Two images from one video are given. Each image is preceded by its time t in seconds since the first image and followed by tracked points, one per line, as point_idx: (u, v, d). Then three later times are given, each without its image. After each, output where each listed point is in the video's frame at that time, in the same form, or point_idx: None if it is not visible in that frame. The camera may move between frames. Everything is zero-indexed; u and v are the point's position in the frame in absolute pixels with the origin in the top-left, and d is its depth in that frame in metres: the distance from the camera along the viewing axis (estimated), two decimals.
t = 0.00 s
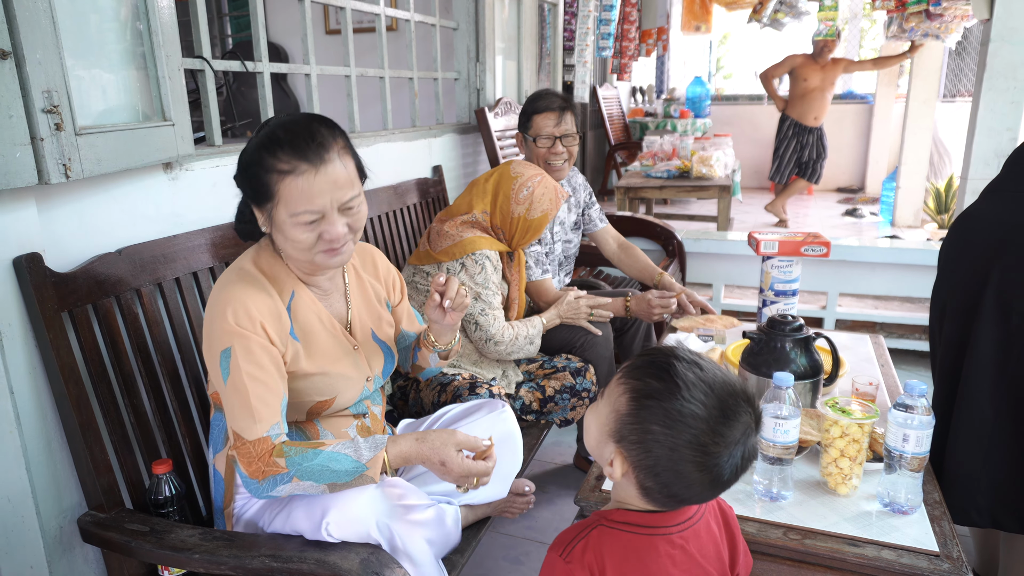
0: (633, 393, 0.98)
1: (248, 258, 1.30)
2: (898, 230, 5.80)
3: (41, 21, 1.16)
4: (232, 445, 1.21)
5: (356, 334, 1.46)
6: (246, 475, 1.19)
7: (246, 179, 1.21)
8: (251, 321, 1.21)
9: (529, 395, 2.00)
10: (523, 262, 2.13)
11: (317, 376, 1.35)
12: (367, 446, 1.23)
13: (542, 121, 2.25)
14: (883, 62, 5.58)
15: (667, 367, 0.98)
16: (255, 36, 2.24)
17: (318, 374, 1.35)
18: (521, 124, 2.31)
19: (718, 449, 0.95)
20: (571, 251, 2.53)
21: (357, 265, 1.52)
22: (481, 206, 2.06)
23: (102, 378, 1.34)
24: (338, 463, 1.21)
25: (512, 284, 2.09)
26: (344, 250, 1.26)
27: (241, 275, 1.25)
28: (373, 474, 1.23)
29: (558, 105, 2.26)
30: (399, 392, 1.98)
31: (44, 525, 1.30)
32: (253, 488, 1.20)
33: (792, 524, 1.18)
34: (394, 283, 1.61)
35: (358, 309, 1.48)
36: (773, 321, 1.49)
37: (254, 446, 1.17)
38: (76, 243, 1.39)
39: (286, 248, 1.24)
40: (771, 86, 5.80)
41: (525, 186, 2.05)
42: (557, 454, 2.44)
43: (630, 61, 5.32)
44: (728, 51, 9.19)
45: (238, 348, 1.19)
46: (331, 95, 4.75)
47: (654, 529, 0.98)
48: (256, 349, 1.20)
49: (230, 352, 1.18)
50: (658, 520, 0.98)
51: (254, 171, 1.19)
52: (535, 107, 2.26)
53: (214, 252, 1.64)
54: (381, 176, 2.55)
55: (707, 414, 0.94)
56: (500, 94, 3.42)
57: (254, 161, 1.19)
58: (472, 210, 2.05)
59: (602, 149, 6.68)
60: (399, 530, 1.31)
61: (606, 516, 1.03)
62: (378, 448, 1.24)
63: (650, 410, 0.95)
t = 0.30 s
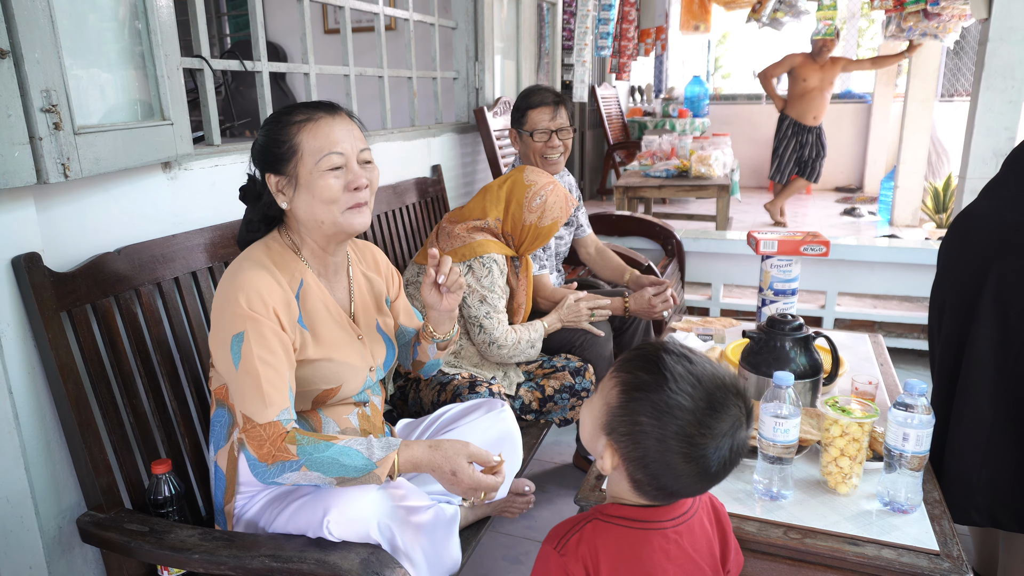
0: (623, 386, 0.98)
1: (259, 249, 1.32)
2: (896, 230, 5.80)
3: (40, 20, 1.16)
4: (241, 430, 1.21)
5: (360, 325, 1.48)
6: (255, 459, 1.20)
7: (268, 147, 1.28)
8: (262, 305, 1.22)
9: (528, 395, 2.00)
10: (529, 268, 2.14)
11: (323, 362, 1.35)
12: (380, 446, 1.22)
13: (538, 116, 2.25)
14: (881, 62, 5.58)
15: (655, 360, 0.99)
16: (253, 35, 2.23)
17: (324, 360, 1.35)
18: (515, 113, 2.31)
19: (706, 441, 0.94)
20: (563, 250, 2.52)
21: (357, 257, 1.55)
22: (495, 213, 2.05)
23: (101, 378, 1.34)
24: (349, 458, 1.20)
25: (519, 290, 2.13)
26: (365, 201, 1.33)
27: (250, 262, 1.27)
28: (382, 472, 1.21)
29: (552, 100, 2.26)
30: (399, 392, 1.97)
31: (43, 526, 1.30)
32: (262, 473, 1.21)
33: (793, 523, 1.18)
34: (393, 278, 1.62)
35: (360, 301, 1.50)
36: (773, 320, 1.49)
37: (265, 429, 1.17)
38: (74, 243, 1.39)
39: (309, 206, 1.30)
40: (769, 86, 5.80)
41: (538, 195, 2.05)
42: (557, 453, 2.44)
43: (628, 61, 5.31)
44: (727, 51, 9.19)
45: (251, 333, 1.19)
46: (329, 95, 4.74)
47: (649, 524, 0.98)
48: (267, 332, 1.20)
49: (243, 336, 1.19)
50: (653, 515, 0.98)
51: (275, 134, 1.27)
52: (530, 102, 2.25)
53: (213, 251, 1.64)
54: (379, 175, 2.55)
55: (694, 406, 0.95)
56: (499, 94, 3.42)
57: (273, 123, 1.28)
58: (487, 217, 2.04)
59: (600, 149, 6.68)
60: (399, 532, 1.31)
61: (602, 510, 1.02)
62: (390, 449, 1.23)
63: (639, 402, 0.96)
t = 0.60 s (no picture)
0: (615, 387, 0.99)
1: (255, 237, 1.33)
2: (896, 229, 5.80)
3: (39, 20, 1.16)
4: (247, 412, 1.21)
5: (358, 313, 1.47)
6: (263, 441, 1.20)
7: (268, 139, 1.28)
8: (260, 290, 1.23)
9: (528, 395, 1.99)
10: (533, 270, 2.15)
11: (322, 346, 1.35)
12: (388, 451, 1.22)
13: (536, 114, 2.24)
14: (881, 62, 5.58)
15: (649, 362, 0.98)
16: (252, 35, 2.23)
17: (323, 346, 1.36)
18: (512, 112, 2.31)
19: (697, 442, 0.94)
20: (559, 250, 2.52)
21: (350, 248, 1.55)
22: (502, 215, 2.04)
23: (100, 378, 1.33)
24: (356, 455, 1.20)
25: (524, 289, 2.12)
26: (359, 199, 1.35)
27: (246, 252, 1.28)
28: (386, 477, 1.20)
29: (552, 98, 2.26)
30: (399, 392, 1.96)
31: (42, 526, 1.29)
32: (268, 455, 1.21)
33: (793, 523, 1.18)
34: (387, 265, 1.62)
35: (358, 290, 1.50)
36: (773, 320, 1.48)
37: (273, 412, 1.18)
38: (74, 243, 1.38)
39: (306, 201, 1.31)
40: (769, 86, 5.80)
41: (545, 198, 2.05)
42: (557, 453, 2.43)
43: (628, 61, 5.32)
44: (726, 50, 9.17)
45: (253, 317, 1.20)
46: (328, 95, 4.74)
47: (643, 525, 0.97)
48: (268, 316, 1.21)
49: (244, 322, 1.19)
50: (647, 517, 0.98)
51: (277, 128, 1.27)
52: (529, 100, 2.25)
53: (213, 251, 1.64)
54: (379, 175, 2.55)
55: (686, 407, 0.95)
56: (498, 93, 3.42)
57: (276, 116, 1.27)
58: (494, 219, 2.04)
59: (600, 149, 6.67)
60: (399, 532, 1.30)
61: (596, 512, 1.01)
62: (398, 455, 1.23)
63: (631, 403, 0.96)
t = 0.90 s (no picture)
0: (597, 379, 0.99)
1: (239, 241, 1.32)
2: (895, 229, 5.80)
3: (34, 19, 1.15)
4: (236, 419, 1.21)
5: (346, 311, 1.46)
6: (252, 443, 1.20)
7: (267, 136, 1.28)
8: (244, 294, 1.23)
9: (526, 395, 1.98)
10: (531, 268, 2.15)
11: (308, 347, 1.35)
12: (378, 452, 1.21)
13: (536, 120, 2.24)
14: (879, 61, 5.58)
15: (627, 352, 0.99)
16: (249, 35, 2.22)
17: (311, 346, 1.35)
18: (512, 119, 2.30)
19: (679, 425, 0.94)
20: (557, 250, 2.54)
21: (336, 249, 1.54)
22: (499, 214, 2.03)
23: (96, 379, 1.33)
24: (344, 457, 1.19)
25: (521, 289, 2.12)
26: (348, 210, 1.34)
27: (230, 255, 1.27)
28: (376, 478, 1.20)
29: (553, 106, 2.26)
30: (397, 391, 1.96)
31: (38, 528, 1.29)
32: (259, 458, 1.20)
33: (791, 523, 1.18)
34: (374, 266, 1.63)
35: (344, 291, 1.49)
36: (770, 319, 1.48)
37: (260, 415, 1.18)
38: (70, 243, 1.38)
39: (295, 206, 1.30)
40: (767, 86, 5.81)
41: (542, 196, 2.04)
42: (555, 454, 2.43)
43: (626, 60, 5.31)
44: (724, 50, 9.18)
45: (237, 321, 1.20)
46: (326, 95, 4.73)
47: (632, 522, 0.97)
48: (253, 320, 1.21)
49: (229, 325, 1.19)
50: (636, 514, 0.97)
51: (279, 127, 1.27)
52: (532, 108, 2.23)
53: (210, 252, 1.63)
54: (376, 175, 2.55)
55: (666, 390, 0.95)
56: (496, 93, 3.41)
57: (280, 116, 1.27)
58: (490, 218, 2.02)
59: (598, 149, 6.67)
60: (396, 532, 1.30)
61: (587, 510, 1.01)
62: (388, 455, 1.22)
63: (612, 392, 0.96)
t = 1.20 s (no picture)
0: (584, 371, 1.00)
1: (251, 249, 1.31)
2: (894, 230, 5.80)
3: (29, 18, 1.15)
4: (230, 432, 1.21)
5: (350, 326, 1.45)
6: (245, 460, 1.20)
7: (276, 146, 1.27)
8: (250, 305, 1.22)
9: (524, 395, 2.00)
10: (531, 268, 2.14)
11: (310, 361, 1.33)
12: (369, 449, 1.23)
13: (557, 140, 2.21)
14: (879, 61, 5.57)
15: (612, 343, 1.00)
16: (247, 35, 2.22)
17: (314, 362, 1.34)
18: (525, 125, 2.22)
19: (661, 409, 0.94)
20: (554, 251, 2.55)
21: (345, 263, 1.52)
22: (497, 213, 2.02)
23: (92, 381, 1.32)
24: (337, 460, 1.21)
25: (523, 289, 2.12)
26: (355, 226, 1.33)
27: (238, 263, 1.27)
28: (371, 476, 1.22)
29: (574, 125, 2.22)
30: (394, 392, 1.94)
31: (33, 530, 1.28)
32: (251, 474, 1.21)
33: (790, 525, 1.17)
34: (384, 284, 1.61)
35: (351, 305, 1.48)
36: (768, 320, 1.48)
37: (254, 429, 1.18)
38: (66, 243, 1.37)
39: (301, 217, 1.29)
40: (766, 87, 5.81)
41: (540, 196, 2.04)
42: (554, 455, 2.43)
43: (626, 60, 5.30)
44: (724, 50, 9.17)
45: (239, 333, 1.19)
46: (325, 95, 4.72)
47: (630, 527, 0.97)
48: (255, 332, 1.20)
49: (231, 336, 1.18)
50: (632, 518, 0.97)
51: (288, 138, 1.26)
52: (559, 129, 2.19)
53: (207, 252, 1.63)
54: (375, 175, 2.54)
55: (648, 375, 0.95)
56: (495, 93, 3.41)
57: (289, 126, 1.27)
58: (489, 217, 2.02)
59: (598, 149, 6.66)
60: (392, 533, 1.29)
61: (585, 516, 1.00)
62: (379, 452, 1.23)
63: (596, 380, 0.97)
